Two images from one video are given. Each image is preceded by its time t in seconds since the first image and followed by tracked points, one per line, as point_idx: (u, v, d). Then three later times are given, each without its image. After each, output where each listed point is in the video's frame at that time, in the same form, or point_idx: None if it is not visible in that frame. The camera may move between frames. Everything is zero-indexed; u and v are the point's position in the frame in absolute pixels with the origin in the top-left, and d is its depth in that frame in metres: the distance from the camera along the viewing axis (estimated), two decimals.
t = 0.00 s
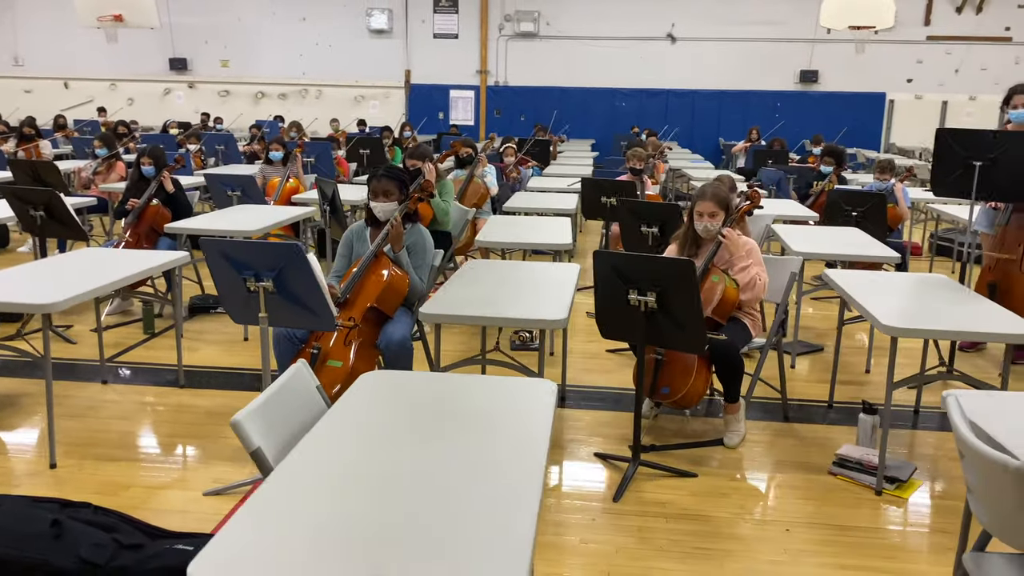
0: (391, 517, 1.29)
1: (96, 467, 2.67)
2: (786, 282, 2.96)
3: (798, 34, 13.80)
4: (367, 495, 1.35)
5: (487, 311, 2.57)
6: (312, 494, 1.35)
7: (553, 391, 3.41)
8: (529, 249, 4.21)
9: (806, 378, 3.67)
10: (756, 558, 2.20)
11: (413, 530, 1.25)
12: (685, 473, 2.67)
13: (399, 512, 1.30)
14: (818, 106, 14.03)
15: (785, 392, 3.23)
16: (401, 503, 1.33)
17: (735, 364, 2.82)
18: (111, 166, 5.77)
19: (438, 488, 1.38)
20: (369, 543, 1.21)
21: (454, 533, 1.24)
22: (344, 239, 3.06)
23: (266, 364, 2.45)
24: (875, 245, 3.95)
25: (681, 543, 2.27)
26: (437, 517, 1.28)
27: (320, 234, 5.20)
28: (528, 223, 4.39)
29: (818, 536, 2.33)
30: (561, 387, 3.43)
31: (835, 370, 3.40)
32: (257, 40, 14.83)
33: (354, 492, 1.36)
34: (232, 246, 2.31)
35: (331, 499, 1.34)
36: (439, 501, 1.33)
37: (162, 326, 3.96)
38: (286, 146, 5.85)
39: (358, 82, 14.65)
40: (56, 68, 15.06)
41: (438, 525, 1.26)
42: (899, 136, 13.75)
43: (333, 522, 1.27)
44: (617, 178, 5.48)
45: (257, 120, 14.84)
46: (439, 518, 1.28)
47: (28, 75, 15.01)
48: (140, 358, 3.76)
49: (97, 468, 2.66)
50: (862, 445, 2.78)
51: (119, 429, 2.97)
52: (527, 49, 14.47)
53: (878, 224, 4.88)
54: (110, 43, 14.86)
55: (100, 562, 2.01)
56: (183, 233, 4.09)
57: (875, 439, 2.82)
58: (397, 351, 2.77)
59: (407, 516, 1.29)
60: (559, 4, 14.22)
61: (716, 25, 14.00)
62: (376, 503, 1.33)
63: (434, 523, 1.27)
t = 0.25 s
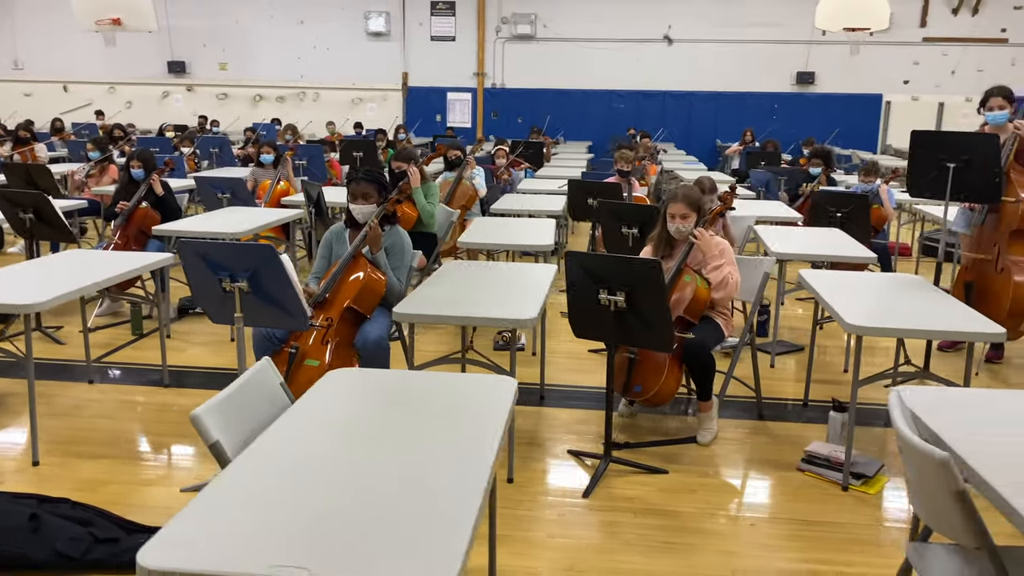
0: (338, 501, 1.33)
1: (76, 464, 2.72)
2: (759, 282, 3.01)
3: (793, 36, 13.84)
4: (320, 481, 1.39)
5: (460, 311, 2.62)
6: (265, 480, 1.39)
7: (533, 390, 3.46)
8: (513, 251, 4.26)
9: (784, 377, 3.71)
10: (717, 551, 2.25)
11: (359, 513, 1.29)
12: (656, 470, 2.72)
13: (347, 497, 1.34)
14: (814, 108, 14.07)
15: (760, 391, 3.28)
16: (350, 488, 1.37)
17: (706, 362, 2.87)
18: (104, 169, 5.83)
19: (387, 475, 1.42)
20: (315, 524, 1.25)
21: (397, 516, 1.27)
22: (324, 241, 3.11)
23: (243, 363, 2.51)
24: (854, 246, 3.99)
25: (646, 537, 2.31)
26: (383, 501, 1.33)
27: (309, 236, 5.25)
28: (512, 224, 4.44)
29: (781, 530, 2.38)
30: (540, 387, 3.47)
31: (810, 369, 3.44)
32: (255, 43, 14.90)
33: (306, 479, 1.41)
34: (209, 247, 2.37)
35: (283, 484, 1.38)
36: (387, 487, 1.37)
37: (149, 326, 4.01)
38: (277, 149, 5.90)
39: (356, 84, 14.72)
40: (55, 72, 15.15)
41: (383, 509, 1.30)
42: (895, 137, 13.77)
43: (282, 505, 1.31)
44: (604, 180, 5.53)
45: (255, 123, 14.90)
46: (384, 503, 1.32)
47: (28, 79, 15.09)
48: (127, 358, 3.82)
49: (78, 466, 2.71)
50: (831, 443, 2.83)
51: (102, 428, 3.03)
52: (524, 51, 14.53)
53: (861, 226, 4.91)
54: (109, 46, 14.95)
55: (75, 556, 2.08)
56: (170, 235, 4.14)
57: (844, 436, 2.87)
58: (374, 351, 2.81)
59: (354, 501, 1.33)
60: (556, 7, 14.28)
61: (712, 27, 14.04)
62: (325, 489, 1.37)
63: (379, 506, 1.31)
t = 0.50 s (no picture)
0: (290, 488, 1.37)
1: (58, 461, 2.77)
2: (731, 280, 3.06)
3: (787, 37, 13.88)
4: (276, 469, 1.44)
5: (433, 309, 2.66)
6: (223, 469, 1.44)
7: (513, 388, 3.50)
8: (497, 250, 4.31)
9: (762, 374, 3.75)
10: (682, 543, 2.29)
11: (309, 500, 1.33)
12: (627, 465, 2.77)
13: (300, 484, 1.39)
14: (808, 108, 14.11)
15: (735, 388, 3.32)
16: (304, 476, 1.42)
17: (676, 359, 2.93)
18: (95, 170, 5.93)
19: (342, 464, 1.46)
20: (265, 512, 1.29)
21: (346, 503, 1.32)
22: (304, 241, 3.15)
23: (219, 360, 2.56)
24: (832, 245, 4.03)
25: (613, 530, 2.35)
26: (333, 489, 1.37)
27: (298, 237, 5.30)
28: (496, 224, 4.49)
29: (747, 522, 2.42)
30: (519, 384, 3.52)
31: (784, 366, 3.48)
32: (252, 46, 14.98)
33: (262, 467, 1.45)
34: (186, 247, 2.42)
35: (239, 472, 1.43)
36: (338, 475, 1.42)
37: (136, 326, 4.07)
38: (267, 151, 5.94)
39: (352, 86, 14.77)
40: (53, 75, 15.24)
41: (333, 495, 1.35)
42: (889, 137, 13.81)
43: (236, 492, 1.36)
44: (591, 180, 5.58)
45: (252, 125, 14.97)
46: (335, 490, 1.37)
47: (26, 82, 15.18)
48: (114, 358, 3.88)
49: (60, 462, 2.77)
50: (801, 438, 2.87)
51: (85, 425, 3.08)
52: (519, 53, 14.58)
53: (843, 225, 4.95)
54: (106, 49, 15.03)
55: (51, 549, 2.14)
56: (157, 236, 4.19)
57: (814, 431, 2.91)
58: (351, 349, 2.86)
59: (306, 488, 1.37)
60: (551, 8, 14.32)
61: (707, 28, 14.09)
62: (279, 477, 1.41)
63: (329, 493, 1.36)
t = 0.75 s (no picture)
0: (247, 486, 1.39)
1: (39, 462, 2.79)
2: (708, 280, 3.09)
3: (781, 38, 13.91)
4: (237, 468, 1.46)
5: (410, 309, 2.68)
6: (184, 467, 1.47)
7: (494, 388, 3.52)
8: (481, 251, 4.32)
9: (742, 374, 3.78)
10: (654, 541, 2.30)
11: (266, 497, 1.35)
12: (603, 464, 2.79)
13: (258, 482, 1.41)
14: (802, 109, 14.12)
15: (714, 387, 3.35)
16: (262, 474, 1.44)
17: (653, 358, 2.96)
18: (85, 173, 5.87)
19: (301, 461, 1.48)
20: (221, 510, 1.31)
21: (301, 500, 1.34)
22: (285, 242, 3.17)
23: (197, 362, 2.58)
24: (814, 245, 4.05)
25: (586, 528, 2.37)
26: (290, 486, 1.39)
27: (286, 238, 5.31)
28: (481, 225, 4.50)
29: (719, 520, 2.44)
30: (501, 385, 3.53)
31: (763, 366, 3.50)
32: (247, 49, 15.00)
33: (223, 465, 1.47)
34: (163, 250, 2.43)
35: (199, 470, 1.45)
36: (297, 472, 1.44)
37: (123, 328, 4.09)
38: (256, 154, 5.95)
39: (347, 88, 14.79)
40: (48, 77, 15.23)
41: (289, 492, 1.37)
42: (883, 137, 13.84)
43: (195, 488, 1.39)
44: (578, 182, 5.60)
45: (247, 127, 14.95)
46: (291, 487, 1.39)
47: (21, 85, 15.16)
48: (99, 360, 3.89)
49: (41, 463, 2.78)
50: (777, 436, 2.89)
51: (68, 427, 3.10)
52: (513, 55, 14.61)
53: (828, 225, 4.97)
54: (100, 52, 15.02)
55: (26, 548, 2.16)
56: (143, 238, 4.20)
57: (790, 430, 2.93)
58: (330, 349, 2.88)
59: (263, 485, 1.40)
60: (545, 10, 14.36)
61: (700, 29, 14.13)
62: (238, 474, 1.44)
63: (285, 490, 1.38)
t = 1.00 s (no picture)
0: (197, 489, 1.38)
1: (8, 467, 2.78)
2: (684, 280, 3.10)
3: (772, 39, 13.92)
4: (189, 472, 1.45)
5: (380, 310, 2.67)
6: (135, 472, 1.45)
7: (472, 390, 3.51)
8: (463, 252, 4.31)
9: (722, 374, 3.77)
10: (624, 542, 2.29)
11: (214, 501, 1.34)
12: (578, 464, 2.78)
13: (207, 486, 1.40)
14: (794, 109, 14.12)
15: (691, 387, 3.35)
16: (214, 478, 1.43)
17: (628, 359, 2.96)
18: (69, 177, 5.88)
19: (253, 465, 1.47)
20: (168, 515, 1.30)
21: (248, 504, 1.33)
22: (259, 245, 3.16)
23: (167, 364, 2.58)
24: (795, 245, 4.04)
25: (556, 529, 2.36)
26: (239, 490, 1.38)
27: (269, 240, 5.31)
28: (462, 226, 4.49)
29: (690, 521, 2.43)
30: (479, 387, 3.52)
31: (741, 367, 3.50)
32: (238, 52, 14.98)
33: (174, 469, 1.46)
34: (131, 251, 2.45)
35: (150, 475, 1.44)
36: (248, 476, 1.43)
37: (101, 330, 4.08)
38: (240, 155, 5.90)
39: (339, 90, 14.78)
40: (39, 81, 15.19)
41: (238, 495, 1.36)
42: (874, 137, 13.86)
43: (141, 493, 1.38)
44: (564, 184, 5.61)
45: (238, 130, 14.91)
46: (241, 490, 1.37)
47: (11, 88, 15.12)
48: (77, 363, 3.88)
49: (11, 468, 2.77)
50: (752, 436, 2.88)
51: (41, 431, 3.08)
52: (505, 56, 14.59)
53: (812, 224, 4.97)
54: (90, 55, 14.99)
55: None
56: (121, 240, 4.19)
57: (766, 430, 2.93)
58: (302, 351, 2.88)
59: (212, 489, 1.39)
60: (537, 12, 14.36)
61: (691, 30, 14.14)
62: (189, 478, 1.43)
63: (234, 494, 1.37)
